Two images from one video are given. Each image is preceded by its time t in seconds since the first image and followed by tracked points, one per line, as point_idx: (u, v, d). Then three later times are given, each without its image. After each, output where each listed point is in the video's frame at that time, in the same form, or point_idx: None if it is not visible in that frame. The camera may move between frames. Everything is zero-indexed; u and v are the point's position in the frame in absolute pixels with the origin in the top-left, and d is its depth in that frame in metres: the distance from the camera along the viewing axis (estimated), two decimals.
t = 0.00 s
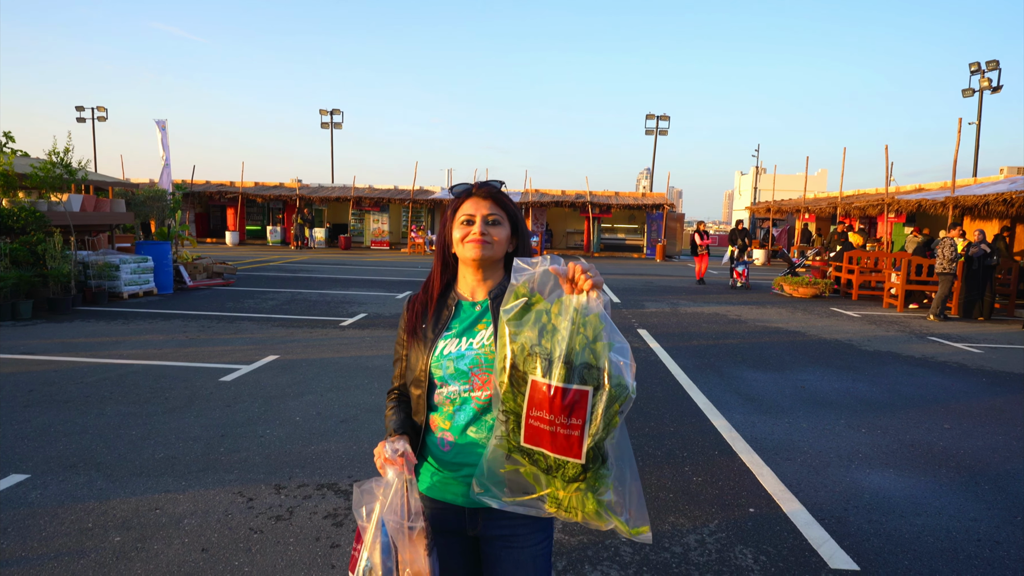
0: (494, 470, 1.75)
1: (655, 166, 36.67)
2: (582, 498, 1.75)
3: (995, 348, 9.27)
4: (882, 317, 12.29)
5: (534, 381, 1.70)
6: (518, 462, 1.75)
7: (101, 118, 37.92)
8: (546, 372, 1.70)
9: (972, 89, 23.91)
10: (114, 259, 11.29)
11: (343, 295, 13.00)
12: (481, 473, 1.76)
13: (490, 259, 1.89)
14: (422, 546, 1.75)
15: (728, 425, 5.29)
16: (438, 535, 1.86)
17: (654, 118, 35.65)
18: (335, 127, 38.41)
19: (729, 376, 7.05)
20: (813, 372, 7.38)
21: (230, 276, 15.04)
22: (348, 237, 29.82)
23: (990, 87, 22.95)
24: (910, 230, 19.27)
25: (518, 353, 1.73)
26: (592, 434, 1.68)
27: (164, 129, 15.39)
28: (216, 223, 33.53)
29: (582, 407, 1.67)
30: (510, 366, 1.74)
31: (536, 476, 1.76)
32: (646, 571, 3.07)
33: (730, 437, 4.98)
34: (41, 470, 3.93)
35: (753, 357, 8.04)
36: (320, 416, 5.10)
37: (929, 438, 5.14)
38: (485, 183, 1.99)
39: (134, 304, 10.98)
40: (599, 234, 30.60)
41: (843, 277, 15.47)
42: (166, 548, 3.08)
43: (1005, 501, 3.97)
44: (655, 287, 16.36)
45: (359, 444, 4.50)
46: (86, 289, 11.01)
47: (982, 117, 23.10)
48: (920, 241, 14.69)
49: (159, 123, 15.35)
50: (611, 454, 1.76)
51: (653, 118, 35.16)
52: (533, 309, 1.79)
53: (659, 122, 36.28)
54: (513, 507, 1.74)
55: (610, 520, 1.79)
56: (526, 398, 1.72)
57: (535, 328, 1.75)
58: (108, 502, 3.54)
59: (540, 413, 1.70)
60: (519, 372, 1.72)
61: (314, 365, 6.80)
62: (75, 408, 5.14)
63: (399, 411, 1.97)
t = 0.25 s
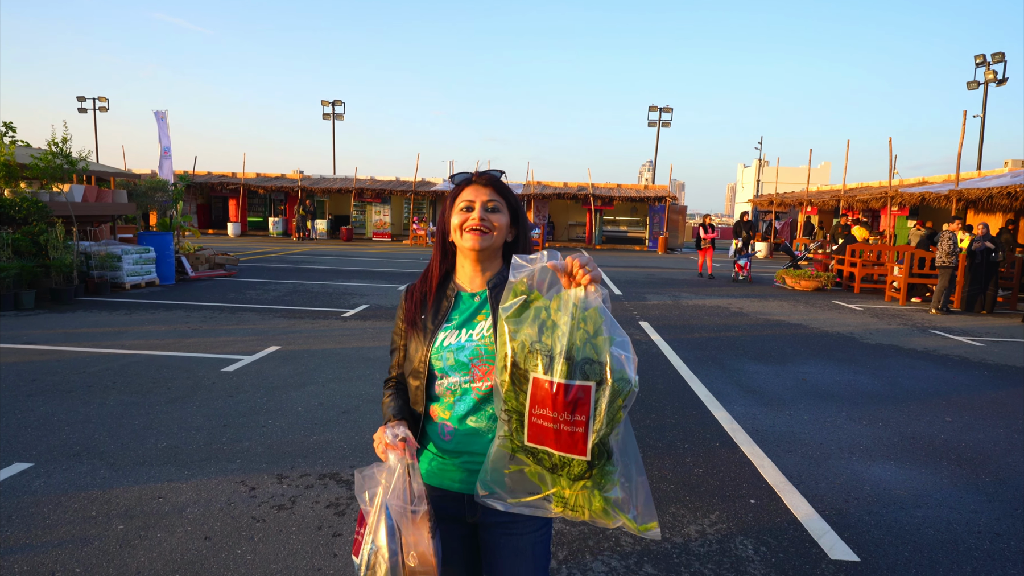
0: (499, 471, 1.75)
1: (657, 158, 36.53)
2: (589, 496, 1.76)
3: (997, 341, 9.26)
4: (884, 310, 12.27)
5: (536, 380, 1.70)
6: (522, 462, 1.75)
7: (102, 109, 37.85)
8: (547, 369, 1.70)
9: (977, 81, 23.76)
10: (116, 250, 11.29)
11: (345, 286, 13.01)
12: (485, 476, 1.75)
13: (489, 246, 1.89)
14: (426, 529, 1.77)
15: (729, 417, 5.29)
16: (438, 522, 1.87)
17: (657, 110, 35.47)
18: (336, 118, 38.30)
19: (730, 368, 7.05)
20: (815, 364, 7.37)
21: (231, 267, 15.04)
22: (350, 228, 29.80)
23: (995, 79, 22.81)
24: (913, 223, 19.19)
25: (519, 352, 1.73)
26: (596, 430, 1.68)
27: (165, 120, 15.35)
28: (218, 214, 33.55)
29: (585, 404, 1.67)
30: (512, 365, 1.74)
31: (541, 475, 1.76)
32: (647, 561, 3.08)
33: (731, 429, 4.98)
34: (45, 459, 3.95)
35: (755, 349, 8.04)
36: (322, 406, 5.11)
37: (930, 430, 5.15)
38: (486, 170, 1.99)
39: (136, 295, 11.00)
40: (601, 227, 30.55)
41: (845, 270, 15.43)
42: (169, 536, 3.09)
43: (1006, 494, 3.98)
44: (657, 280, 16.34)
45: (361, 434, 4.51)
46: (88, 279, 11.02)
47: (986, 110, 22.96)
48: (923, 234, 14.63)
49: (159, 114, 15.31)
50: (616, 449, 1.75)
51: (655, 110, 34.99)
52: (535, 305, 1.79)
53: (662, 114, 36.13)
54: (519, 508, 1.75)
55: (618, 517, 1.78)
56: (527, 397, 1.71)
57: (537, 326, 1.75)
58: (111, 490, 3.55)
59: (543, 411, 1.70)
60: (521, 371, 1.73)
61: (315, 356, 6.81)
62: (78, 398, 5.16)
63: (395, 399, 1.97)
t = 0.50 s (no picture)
0: (495, 500, 1.73)
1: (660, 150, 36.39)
2: (584, 535, 1.66)
3: (1000, 334, 9.24)
4: (887, 303, 12.24)
5: (553, 431, 1.62)
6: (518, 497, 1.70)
7: (104, 100, 37.83)
8: (565, 419, 1.61)
9: (983, 73, 23.58)
10: (119, 240, 11.31)
11: (347, 277, 13.03)
12: (478, 498, 1.76)
13: (481, 239, 1.89)
14: (437, 508, 1.78)
15: (731, 409, 5.29)
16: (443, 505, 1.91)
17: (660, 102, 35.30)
18: (338, 109, 38.21)
19: (732, 360, 7.05)
20: (817, 357, 7.37)
21: (234, 258, 15.06)
22: (352, 220, 29.79)
23: (1000, 71, 22.64)
24: (917, 216, 19.12)
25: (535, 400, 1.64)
26: (607, 480, 1.61)
27: (167, 110, 15.32)
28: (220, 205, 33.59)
29: (600, 456, 1.59)
30: (527, 414, 1.65)
31: (537, 512, 1.70)
32: (649, 550, 3.10)
33: (733, 421, 4.99)
34: (49, 447, 3.97)
35: (757, 342, 8.04)
36: (325, 396, 5.13)
37: (932, 423, 5.15)
38: (474, 160, 1.96)
39: (139, 286, 11.02)
40: (604, 219, 30.50)
41: (848, 263, 15.40)
42: (173, 524, 3.12)
43: (1007, 486, 3.99)
44: (660, 272, 16.32)
45: (363, 424, 4.53)
46: (91, 270, 11.04)
47: (992, 102, 22.81)
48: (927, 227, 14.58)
49: (161, 104, 15.28)
50: (621, 496, 1.69)
51: (659, 101, 34.83)
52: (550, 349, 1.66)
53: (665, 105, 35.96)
54: (506, 533, 1.74)
55: (603, 547, 1.68)
56: (541, 442, 1.64)
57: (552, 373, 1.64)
58: (116, 479, 3.58)
59: (556, 459, 1.62)
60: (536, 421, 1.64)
61: (318, 347, 6.83)
62: (82, 387, 5.18)
63: (394, 385, 1.99)
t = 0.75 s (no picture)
0: None
1: (663, 144, 36.25)
2: None
3: (1003, 330, 9.22)
4: (890, 298, 12.22)
5: (586, 545, 1.57)
6: None
7: (108, 92, 37.83)
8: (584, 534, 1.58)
9: (990, 67, 23.42)
10: (123, 233, 11.33)
11: (350, 271, 13.04)
12: None
13: (472, 240, 1.89)
14: (448, 493, 1.86)
15: (733, 402, 5.30)
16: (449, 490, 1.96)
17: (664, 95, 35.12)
18: (341, 102, 38.14)
19: (735, 354, 7.05)
20: (819, 351, 7.37)
21: (237, 251, 15.08)
22: (355, 213, 29.80)
23: (1007, 65, 22.48)
24: (921, 211, 19.05)
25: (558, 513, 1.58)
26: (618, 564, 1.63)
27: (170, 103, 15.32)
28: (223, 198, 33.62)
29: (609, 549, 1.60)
30: (553, 530, 1.58)
31: None
32: (650, 541, 3.11)
33: (734, 414, 4.99)
34: (55, 437, 4.00)
35: (760, 336, 8.04)
36: (328, 388, 5.15)
37: (935, 417, 5.15)
38: (459, 156, 1.92)
39: (143, 278, 11.05)
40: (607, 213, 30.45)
41: (851, 257, 15.36)
42: (178, 513, 3.14)
43: (1009, 479, 3.99)
44: (663, 266, 16.31)
45: (366, 416, 4.55)
46: (95, 262, 11.07)
47: (999, 95, 22.66)
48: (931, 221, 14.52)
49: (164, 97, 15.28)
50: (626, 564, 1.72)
51: (662, 95, 34.69)
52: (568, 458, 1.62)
53: (669, 99, 35.81)
54: None
55: None
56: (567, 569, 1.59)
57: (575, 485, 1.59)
58: (121, 469, 3.60)
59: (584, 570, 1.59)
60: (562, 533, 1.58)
61: (321, 339, 6.85)
62: (87, 378, 5.21)
63: (396, 377, 1.99)
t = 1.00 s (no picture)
0: None
1: (666, 140, 36.17)
2: None
3: (1006, 326, 9.20)
4: (892, 294, 12.21)
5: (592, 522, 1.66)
6: None
7: (110, 87, 37.86)
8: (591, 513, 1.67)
9: (994, 63, 23.32)
10: (126, 228, 11.36)
11: (352, 266, 13.06)
12: None
13: (475, 249, 1.90)
14: (462, 478, 1.76)
15: (734, 397, 5.30)
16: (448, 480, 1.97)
17: (667, 91, 35.03)
18: (343, 98, 38.11)
19: (736, 349, 7.06)
20: (821, 346, 7.37)
21: (239, 246, 15.10)
22: (357, 209, 29.81)
23: (1012, 61, 22.38)
24: (924, 207, 18.99)
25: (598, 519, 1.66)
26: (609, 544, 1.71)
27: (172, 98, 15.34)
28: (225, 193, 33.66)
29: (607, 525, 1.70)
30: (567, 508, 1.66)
31: None
32: (650, 534, 3.12)
33: (736, 409, 5.00)
34: (59, 430, 4.03)
35: (761, 332, 8.04)
36: (330, 382, 5.17)
37: (936, 412, 5.15)
38: (463, 164, 1.85)
39: (145, 273, 11.08)
40: (609, 209, 30.41)
41: (854, 254, 15.34)
42: (181, 505, 3.16)
43: (1009, 474, 4.00)
44: (664, 262, 16.31)
45: (368, 410, 4.57)
46: (98, 257, 11.11)
47: (1003, 91, 22.58)
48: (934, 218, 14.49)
49: (166, 92, 15.29)
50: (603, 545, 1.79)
51: (665, 91, 34.61)
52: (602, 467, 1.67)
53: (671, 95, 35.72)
54: None
55: None
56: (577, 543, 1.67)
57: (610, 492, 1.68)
58: (124, 461, 3.62)
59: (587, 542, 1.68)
60: (596, 540, 1.67)
61: (323, 334, 6.87)
62: (91, 372, 5.24)
63: (396, 364, 1.97)
